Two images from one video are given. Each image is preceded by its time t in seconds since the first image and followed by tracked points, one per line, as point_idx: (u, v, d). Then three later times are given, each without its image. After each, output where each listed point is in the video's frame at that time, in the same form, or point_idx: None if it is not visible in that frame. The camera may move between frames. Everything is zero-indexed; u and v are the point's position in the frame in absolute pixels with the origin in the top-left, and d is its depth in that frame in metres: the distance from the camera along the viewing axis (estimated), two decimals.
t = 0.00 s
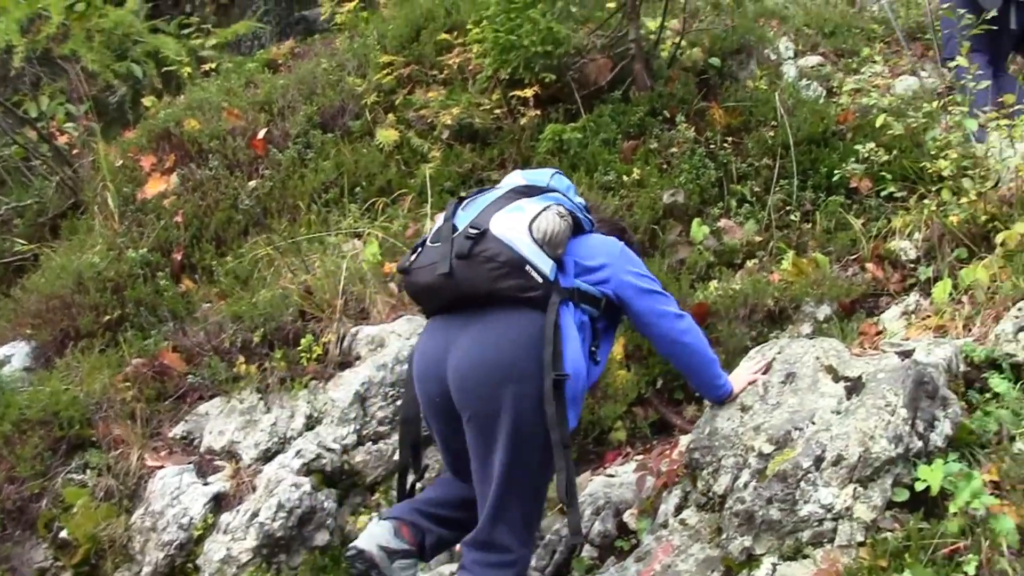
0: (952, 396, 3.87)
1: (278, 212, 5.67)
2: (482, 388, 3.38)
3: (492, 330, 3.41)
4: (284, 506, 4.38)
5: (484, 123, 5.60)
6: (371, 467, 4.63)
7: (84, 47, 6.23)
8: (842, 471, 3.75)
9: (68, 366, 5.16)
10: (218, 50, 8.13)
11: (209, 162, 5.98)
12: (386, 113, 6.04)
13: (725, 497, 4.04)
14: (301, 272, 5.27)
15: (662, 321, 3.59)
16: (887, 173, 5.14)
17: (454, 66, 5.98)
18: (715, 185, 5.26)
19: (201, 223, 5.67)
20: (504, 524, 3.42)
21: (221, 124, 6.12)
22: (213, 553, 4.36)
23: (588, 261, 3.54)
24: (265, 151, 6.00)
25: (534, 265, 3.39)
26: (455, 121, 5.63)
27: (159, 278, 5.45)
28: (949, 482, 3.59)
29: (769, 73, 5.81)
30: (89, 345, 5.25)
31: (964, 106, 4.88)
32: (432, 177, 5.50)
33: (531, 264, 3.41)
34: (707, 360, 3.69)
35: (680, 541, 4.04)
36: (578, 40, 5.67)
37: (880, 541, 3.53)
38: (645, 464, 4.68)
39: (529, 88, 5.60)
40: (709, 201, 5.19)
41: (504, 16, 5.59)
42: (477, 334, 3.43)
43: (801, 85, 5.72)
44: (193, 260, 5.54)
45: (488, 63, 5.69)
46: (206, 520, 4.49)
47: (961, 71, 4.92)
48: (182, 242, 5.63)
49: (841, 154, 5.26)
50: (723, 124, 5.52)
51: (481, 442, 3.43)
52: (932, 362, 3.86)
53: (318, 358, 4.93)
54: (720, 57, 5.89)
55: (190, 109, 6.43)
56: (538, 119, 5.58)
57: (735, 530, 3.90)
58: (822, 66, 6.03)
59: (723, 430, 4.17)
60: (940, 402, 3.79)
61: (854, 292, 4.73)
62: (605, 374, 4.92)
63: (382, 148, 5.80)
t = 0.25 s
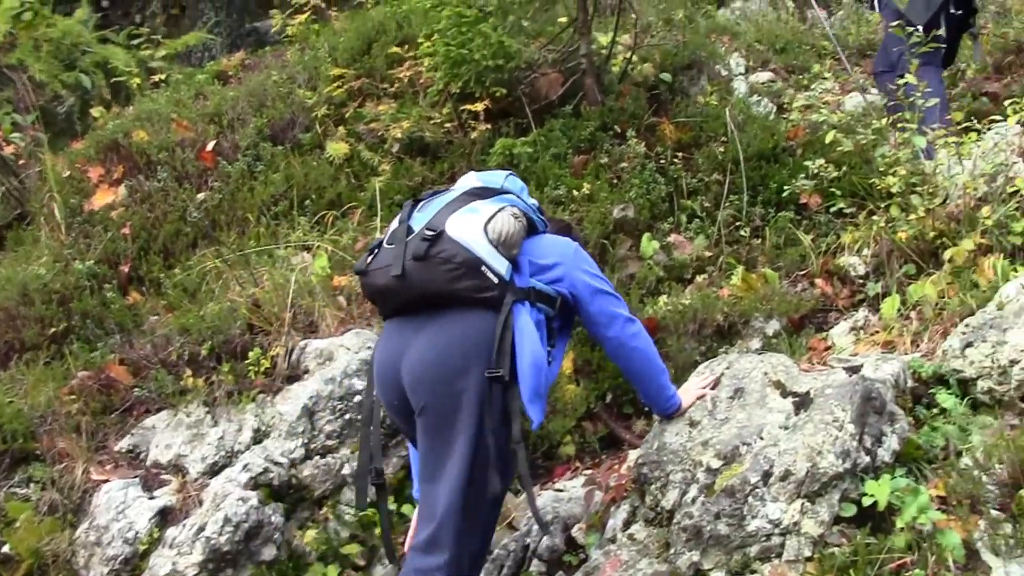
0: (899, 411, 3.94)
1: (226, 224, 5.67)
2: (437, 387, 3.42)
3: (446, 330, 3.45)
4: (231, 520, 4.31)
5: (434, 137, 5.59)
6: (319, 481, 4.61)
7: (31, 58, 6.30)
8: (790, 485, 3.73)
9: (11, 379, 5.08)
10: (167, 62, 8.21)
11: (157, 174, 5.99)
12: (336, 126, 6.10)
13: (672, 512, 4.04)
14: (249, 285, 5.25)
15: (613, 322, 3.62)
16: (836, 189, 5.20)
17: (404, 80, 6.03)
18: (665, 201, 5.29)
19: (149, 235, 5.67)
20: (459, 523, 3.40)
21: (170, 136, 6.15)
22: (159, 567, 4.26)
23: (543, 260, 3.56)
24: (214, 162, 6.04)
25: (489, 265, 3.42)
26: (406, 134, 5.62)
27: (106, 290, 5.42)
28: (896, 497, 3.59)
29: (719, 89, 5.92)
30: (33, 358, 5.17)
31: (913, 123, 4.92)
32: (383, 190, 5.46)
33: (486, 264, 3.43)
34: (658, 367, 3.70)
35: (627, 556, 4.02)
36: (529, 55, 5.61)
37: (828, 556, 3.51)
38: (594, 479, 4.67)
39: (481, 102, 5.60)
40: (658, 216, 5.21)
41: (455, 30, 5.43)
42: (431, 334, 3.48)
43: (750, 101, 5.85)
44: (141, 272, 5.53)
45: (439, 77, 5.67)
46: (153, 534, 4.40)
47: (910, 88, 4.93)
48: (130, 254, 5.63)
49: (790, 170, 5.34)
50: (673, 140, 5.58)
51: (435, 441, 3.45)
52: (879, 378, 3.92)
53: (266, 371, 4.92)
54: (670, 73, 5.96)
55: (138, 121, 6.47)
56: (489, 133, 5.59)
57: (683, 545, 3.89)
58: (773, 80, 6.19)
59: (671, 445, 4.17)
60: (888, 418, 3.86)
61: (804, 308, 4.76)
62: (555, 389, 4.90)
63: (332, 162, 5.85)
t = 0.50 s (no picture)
0: (848, 426, 3.99)
1: (178, 233, 5.61)
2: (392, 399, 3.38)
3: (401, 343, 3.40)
4: (178, 531, 4.28)
5: (387, 148, 5.61)
6: (268, 492, 4.57)
7: None
8: (739, 499, 3.76)
9: None
10: (120, 68, 8.28)
11: (108, 182, 5.91)
12: (289, 136, 6.03)
13: (622, 526, 3.98)
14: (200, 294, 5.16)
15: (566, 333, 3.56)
16: (788, 204, 5.20)
17: (358, 90, 6.05)
18: (618, 214, 5.29)
19: (99, 243, 5.60)
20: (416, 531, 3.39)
21: (121, 144, 6.05)
22: None
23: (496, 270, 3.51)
24: (166, 171, 5.92)
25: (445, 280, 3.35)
26: (358, 145, 5.63)
27: (55, 299, 5.34)
28: (845, 511, 3.67)
29: (671, 103, 5.96)
30: None
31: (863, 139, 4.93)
32: (335, 202, 5.51)
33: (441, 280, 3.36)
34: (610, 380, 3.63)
35: (577, 569, 3.99)
36: (482, 67, 5.64)
37: (777, 569, 3.59)
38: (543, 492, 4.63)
39: (433, 113, 5.61)
40: (611, 229, 5.22)
41: (409, 41, 5.50)
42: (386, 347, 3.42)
43: (702, 115, 5.91)
44: (90, 280, 5.47)
45: (393, 88, 5.64)
46: (98, 545, 4.37)
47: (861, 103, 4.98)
48: (80, 262, 5.54)
49: (742, 185, 5.36)
50: (625, 154, 5.59)
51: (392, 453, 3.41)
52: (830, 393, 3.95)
53: (215, 381, 4.87)
54: (623, 87, 5.98)
55: (91, 128, 6.36)
56: (442, 145, 5.58)
57: (632, 559, 3.87)
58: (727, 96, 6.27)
59: (620, 458, 4.07)
60: (837, 432, 3.91)
61: (755, 321, 4.77)
62: (505, 402, 4.88)
63: (284, 172, 5.80)
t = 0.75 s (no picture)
0: (805, 439, 3.94)
1: (134, 243, 5.59)
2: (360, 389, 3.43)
3: (369, 334, 3.46)
4: (133, 544, 4.20)
5: (345, 159, 5.58)
6: (224, 504, 4.53)
7: None
8: (696, 513, 3.67)
9: None
10: (77, 78, 8.39)
11: (64, 192, 5.88)
12: (246, 147, 6.02)
13: (578, 540, 3.89)
14: (154, 306, 5.17)
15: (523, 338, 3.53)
16: (745, 218, 5.23)
17: (316, 102, 6.02)
18: (575, 227, 5.31)
19: (54, 253, 5.57)
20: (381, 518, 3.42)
21: (77, 154, 6.06)
22: None
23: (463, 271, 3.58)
24: (121, 182, 5.95)
25: (415, 276, 3.42)
26: (316, 157, 5.62)
27: (9, 309, 5.27)
28: (802, 525, 3.60)
29: (629, 116, 5.99)
30: None
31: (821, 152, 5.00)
32: (293, 213, 5.49)
33: (410, 275, 3.43)
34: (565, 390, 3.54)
35: None
36: (441, 79, 5.61)
37: None
38: (500, 505, 4.59)
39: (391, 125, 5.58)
40: (568, 242, 5.23)
41: (367, 53, 5.49)
42: (355, 339, 3.47)
43: (660, 129, 5.94)
44: (45, 292, 5.40)
45: (351, 99, 5.63)
46: (51, 558, 4.28)
47: (815, 120, 5.16)
48: (34, 272, 5.49)
49: (700, 199, 5.38)
50: (583, 167, 5.61)
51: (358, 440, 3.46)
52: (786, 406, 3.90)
53: (171, 394, 4.82)
54: (582, 100, 6.04)
55: (46, 138, 6.35)
56: (400, 157, 5.58)
57: (589, 573, 3.76)
58: (683, 109, 6.29)
59: (577, 472, 4.02)
60: (794, 446, 3.84)
61: (712, 335, 4.78)
62: (462, 415, 4.87)
63: (241, 183, 5.80)
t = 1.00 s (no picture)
0: (767, 452, 3.93)
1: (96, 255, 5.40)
2: (326, 384, 3.43)
3: (334, 330, 3.47)
4: (94, 557, 4.17)
5: (307, 172, 5.51)
6: (186, 518, 4.48)
7: None
8: (658, 526, 3.64)
9: None
10: (41, 90, 8.47)
11: (25, 205, 5.67)
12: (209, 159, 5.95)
13: (540, 553, 3.85)
14: (117, 318, 5.02)
15: (484, 346, 3.56)
16: (707, 231, 5.24)
17: (279, 114, 5.99)
18: (538, 239, 5.32)
19: (14, 265, 5.33)
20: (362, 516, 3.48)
21: (39, 166, 5.88)
22: None
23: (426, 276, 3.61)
24: (84, 194, 5.77)
25: (378, 273, 3.43)
26: (278, 169, 5.54)
27: None
28: (763, 538, 3.61)
29: (592, 129, 6.05)
30: None
31: (784, 164, 5.24)
32: (255, 226, 5.39)
33: (374, 273, 3.45)
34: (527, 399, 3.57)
35: None
36: (404, 91, 5.59)
37: None
38: (463, 518, 4.57)
39: (354, 138, 5.56)
40: (531, 255, 5.25)
41: (330, 65, 5.48)
42: (320, 334, 3.48)
43: (623, 141, 6.02)
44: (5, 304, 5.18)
45: (314, 112, 5.59)
46: (11, 571, 4.24)
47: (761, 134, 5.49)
48: None
49: (662, 212, 5.40)
50: (546, 179, 5.64)
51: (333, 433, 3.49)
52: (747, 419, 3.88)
53: (132, 407, 4.73)
54: (545, 113, 6.10)
55: (7, 148, 6.21)
56: (362, 169, 5.54)
57: None
58: (647, 122, 6.40)
59: (539, 484, 4.01)
60: (755, 459, 3.84)
61: (674, 348, 4.78)
62: (423, 428, 4.85)
63: (203, 195, 5.74)
